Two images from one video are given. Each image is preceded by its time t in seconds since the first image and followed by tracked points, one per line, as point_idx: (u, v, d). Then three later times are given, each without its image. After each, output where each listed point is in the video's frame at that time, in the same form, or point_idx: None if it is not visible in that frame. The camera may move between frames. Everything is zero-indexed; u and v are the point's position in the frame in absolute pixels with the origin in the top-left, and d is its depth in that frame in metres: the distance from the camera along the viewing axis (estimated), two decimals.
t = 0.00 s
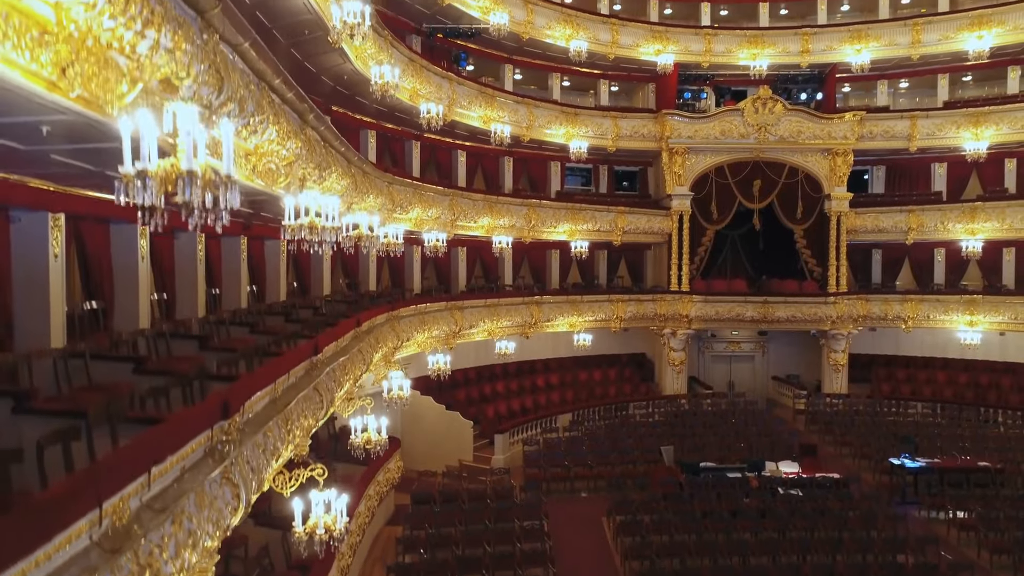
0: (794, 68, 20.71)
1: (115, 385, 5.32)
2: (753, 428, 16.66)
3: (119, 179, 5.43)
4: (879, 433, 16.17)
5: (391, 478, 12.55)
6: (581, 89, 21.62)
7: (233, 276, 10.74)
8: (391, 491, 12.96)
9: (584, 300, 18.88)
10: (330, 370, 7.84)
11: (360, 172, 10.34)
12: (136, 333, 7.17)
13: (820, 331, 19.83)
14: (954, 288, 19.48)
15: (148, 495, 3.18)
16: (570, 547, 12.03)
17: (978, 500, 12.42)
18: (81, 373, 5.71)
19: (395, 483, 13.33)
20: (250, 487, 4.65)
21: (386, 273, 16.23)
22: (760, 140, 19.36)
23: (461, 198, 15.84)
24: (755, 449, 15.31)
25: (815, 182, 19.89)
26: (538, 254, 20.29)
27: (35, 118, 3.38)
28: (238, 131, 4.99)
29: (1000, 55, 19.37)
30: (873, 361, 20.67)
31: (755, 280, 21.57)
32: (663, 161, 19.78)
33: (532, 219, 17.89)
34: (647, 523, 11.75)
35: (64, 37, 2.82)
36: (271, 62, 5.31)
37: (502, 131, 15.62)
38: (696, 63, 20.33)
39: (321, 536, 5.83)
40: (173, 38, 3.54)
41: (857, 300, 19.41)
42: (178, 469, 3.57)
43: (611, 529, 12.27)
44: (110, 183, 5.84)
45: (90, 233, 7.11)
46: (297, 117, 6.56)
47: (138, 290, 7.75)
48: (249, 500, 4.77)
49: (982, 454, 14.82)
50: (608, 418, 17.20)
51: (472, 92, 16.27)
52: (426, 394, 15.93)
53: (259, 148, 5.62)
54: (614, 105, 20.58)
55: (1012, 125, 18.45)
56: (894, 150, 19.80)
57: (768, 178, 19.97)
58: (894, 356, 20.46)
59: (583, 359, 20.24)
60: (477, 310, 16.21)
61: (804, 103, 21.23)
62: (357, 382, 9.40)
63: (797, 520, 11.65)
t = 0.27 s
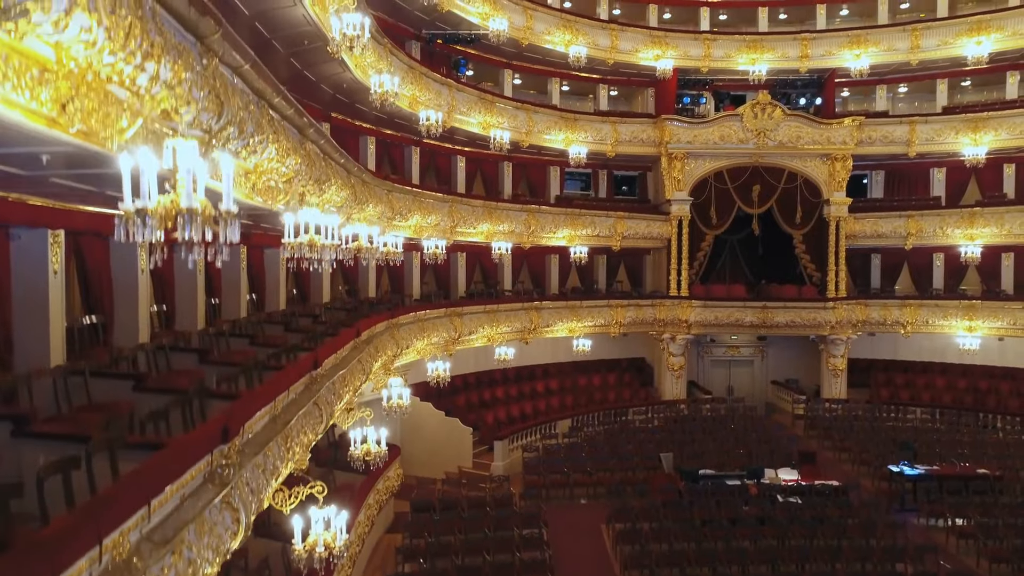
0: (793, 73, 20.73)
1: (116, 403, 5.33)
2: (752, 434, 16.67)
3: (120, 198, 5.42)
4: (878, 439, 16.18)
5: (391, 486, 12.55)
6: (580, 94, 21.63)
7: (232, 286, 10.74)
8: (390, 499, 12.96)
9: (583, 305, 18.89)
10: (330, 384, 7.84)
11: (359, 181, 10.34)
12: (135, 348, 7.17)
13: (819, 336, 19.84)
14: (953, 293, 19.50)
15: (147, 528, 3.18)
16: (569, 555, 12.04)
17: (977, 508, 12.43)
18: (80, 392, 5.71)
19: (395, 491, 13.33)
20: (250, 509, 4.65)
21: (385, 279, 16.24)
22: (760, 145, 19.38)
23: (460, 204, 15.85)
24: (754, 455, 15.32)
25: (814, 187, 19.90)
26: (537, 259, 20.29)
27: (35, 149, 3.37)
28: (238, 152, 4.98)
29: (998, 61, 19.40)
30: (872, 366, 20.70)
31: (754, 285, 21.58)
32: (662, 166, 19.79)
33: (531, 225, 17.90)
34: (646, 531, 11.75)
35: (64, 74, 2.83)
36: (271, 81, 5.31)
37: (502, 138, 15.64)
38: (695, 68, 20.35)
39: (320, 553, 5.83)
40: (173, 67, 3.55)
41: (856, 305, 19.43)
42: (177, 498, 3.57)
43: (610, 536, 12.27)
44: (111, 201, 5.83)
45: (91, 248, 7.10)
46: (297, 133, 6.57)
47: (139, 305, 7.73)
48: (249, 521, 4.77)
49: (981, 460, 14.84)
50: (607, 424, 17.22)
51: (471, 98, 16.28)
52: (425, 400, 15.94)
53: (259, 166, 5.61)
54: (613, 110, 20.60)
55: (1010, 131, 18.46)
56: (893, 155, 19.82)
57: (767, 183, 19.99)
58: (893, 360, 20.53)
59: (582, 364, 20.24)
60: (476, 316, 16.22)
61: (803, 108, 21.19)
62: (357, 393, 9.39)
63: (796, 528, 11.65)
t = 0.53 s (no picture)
0: (792, 78, 20.75)
1: (114, 423, 5.32)
2: (751, 440, 16.68)
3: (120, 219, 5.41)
4: (877, 445, 16.19)
5: (390, 494, 12.55)
6: (579, 98, 21.63)
7: (232, 296, 10.74)
8: (389, 507, 12.95)
9: (582, 311, 18.89)
10: (330, 397, 7.85)
11: (358, 191, 10.33)
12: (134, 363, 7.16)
13: (818, 341, 19.85)
14: (951, 298, 19.51)
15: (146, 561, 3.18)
16: (568, 563, 12.03)
17: (976, 516, 12.43)
18: (79, 411, 5.69)
19: (394, 499, 13.32)
20: (249, 532, 4.65)
21: (384, 285, 16.25)
22: (759, 150, 19.38)
23: (459, 211, 15.85)
24: (753, 461, 15.32)
25: (813, 193, 19.91)
26: (537, 264, 20.30)
27: (33, 181, 3.36)
28: (238, 173, 4.99)
29: (997, 66, 19.41)
30: (870, 371, 20.72)
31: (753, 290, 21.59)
32: (661, 172, 19.80)
33: (530, 230, 17.89)
34: (645, 539, 11.74)
35: (63, 111, 2.83)
36: (270, 101, 5.31)
37: (501, 144, 15.64)
38: (694, 73, 20.35)
39: (319, 571, 5.83)
40: (172, 97, 3.55)
41: (855, 310, 19.45)
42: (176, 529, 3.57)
43: (609, 545, 12.26)
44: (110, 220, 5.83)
45: (90, 263, 7.10)
46: (296, 150, 6.58)
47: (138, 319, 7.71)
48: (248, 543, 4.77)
49: (980, 467, 14.84)
50: (606, 430, 17.22)
51: (470, 104, 16.28)
52: (425, 407, 15.94)
53: (258, 185, 5.61)
54: (612, 115, 20.61)
55: (1009, 137, 18.47)
56: (892, 160, 19.82)
57: (766, 188, 20.01)
58: (892, 365, 20.55)
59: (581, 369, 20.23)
60: (475, 322, 16.23)
61: (802, 113, 21.23)
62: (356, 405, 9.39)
63: (795, 537, 11.64)
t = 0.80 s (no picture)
0: (790, 83, 20.74)
1: (113, 440, 5.31)
2: (750, 445, 16.69)
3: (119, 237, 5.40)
4: (876, 451, 16.19)
5: (389, 501, 12.54)
6: (578, 102, 21.62)
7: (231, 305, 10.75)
8: (389, 514, 12.94)
9: (581, 316, 18.90)
10: (330, 409, 7.84)
11: (357, 200, 10.34)
12: (133, 376, 7.14)
13: (817, 345, 19.85)
14: (950, 303, 19.54)
15: None
16: (567, 571, 12.02)
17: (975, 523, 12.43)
18: (78, 427, 5.68)
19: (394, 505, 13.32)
20: (247, 551, 4.64)
21: (383, 293, 16.29)
22: (757, 155, 19.39)
23: (458, 216, 15.85)
24: (752, 467, 15.32)
25: (811, 197, 19.92)
26: (535, 268, 20.30)
27: (33, 208, 3.34)
28: (236, 192, 4.98)
29: (995, 71, 19.43)
30: (869, 375, 20.74)
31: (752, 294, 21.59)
32: (660, 176, 19.81)
33: (529, 236, 17.89)
34: (644, 546, 11.75)
35: (62, 143, 2.84)
36: (270, 118, 5.32)
37: (500, 149, 15.65)
38: (693, 78, 20.36)
39: None
40: (171, 122, 3.56)
41: (854, 315, 19.48)
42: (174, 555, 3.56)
43: (608, 552, 12.25)
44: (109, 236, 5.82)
45: (89, 276, 7.09)
46: (294, 164, 6.58)
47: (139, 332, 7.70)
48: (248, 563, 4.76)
49: (978, 473, 14.84)
50: (605, 435, 17.24)
51: (469, 110, 16.29)
52: (424, 413, 15.94)
53: (257, 201, 5.61)
54: (611, 119, 20.62)
55: (1007, 142, 18.49)
56: (891, 165, 19.83)
57: (765, 193, 20.03)
58: (891, 369, 20.56)
59: (580, 374, 20.21)
60: (474, 328, 16.24)
61: (801, 117, 21.10)
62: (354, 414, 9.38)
63: (794, 544, 11.64)
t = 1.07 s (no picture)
0: (789, 88, 20.74)
1: (112, 460, 5.30)
2: (749, 452, 16.69)
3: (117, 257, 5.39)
4: (875, 457, 16.20)
5: (388, 510, 12.52)
6: (577, 107, 21.61)
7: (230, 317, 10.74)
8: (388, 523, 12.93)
9: (580, 321, 18.90)
10: (329, 424, 7.85)
11: (355, 211, 10.32)
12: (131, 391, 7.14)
13: (816, 351, 19.86)
14: (948, 308, 19.56)
15: None
16: None
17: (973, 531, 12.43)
18: (76, 446, 5.68)
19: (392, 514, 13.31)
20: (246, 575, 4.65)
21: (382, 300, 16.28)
22: (756, 161, 19.39)
23: (457, 223, 15.84)
24: (751, 474, 15.32)
25: (810, 203, 19.94)
26: (534, 273, 20.29)
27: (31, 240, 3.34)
28: (235, 213, 4.97)
29: (994, 77, 19.44)
30: (868, 380, 20.75)
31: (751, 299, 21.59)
32: (659, 182, 19.82)
33: (528, 242, 17.88)
34: (643, 556, 11.73)
35: (62, 182, 2.83)
36: (269, 138, 5.32)
37: (499, 156, 15.64)
38: (692, 83, 20.36)
39: None
40: (170, 152, 3.57)
41: (852, 320, 19.50)
42: None
43: (607, 561, 12.24)
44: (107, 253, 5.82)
45: (88, 292, 7.10)
46: (292, 181, 6.57)
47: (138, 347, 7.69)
48: None
49: (977, 481, 14.85)
50: (604, 441, 17.25)
51: (468, 117, 16.29)
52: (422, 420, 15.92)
53: (257, 220, 5.60)
54: (610, 125, 20.63)
55: (1006, 148, 18.49)
56: (889, 170, 19.85)
57: (764, 199, 20.06)
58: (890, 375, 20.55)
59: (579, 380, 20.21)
60: (473, 335, 16.23)
61: (800, 123, 21.08)
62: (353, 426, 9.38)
63: (792, 553, 11.64)
